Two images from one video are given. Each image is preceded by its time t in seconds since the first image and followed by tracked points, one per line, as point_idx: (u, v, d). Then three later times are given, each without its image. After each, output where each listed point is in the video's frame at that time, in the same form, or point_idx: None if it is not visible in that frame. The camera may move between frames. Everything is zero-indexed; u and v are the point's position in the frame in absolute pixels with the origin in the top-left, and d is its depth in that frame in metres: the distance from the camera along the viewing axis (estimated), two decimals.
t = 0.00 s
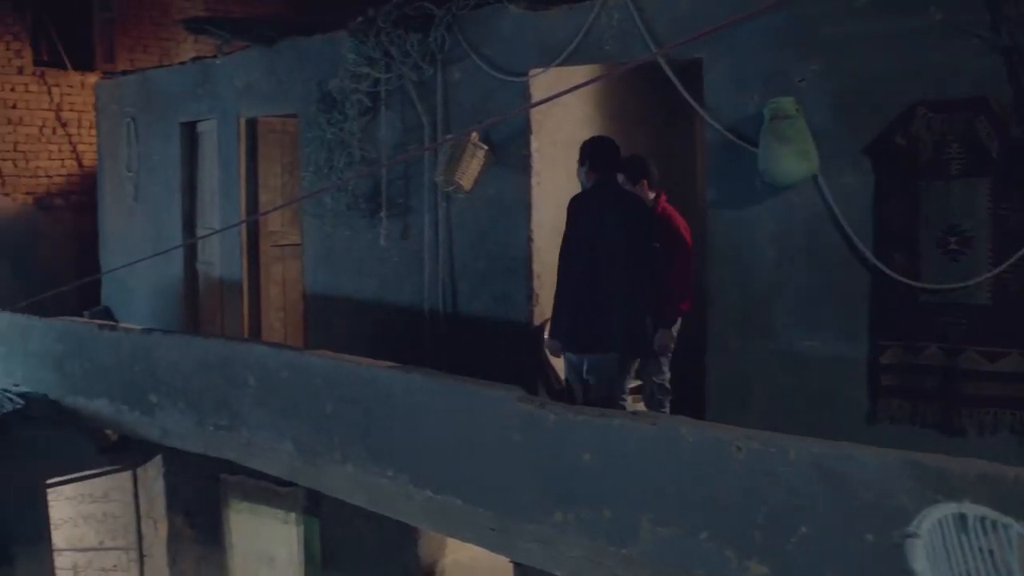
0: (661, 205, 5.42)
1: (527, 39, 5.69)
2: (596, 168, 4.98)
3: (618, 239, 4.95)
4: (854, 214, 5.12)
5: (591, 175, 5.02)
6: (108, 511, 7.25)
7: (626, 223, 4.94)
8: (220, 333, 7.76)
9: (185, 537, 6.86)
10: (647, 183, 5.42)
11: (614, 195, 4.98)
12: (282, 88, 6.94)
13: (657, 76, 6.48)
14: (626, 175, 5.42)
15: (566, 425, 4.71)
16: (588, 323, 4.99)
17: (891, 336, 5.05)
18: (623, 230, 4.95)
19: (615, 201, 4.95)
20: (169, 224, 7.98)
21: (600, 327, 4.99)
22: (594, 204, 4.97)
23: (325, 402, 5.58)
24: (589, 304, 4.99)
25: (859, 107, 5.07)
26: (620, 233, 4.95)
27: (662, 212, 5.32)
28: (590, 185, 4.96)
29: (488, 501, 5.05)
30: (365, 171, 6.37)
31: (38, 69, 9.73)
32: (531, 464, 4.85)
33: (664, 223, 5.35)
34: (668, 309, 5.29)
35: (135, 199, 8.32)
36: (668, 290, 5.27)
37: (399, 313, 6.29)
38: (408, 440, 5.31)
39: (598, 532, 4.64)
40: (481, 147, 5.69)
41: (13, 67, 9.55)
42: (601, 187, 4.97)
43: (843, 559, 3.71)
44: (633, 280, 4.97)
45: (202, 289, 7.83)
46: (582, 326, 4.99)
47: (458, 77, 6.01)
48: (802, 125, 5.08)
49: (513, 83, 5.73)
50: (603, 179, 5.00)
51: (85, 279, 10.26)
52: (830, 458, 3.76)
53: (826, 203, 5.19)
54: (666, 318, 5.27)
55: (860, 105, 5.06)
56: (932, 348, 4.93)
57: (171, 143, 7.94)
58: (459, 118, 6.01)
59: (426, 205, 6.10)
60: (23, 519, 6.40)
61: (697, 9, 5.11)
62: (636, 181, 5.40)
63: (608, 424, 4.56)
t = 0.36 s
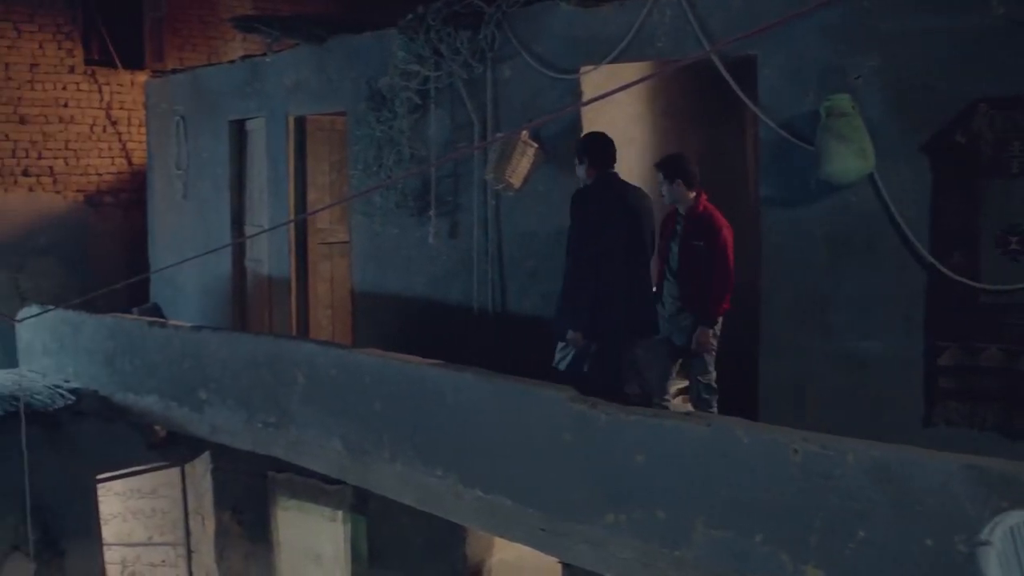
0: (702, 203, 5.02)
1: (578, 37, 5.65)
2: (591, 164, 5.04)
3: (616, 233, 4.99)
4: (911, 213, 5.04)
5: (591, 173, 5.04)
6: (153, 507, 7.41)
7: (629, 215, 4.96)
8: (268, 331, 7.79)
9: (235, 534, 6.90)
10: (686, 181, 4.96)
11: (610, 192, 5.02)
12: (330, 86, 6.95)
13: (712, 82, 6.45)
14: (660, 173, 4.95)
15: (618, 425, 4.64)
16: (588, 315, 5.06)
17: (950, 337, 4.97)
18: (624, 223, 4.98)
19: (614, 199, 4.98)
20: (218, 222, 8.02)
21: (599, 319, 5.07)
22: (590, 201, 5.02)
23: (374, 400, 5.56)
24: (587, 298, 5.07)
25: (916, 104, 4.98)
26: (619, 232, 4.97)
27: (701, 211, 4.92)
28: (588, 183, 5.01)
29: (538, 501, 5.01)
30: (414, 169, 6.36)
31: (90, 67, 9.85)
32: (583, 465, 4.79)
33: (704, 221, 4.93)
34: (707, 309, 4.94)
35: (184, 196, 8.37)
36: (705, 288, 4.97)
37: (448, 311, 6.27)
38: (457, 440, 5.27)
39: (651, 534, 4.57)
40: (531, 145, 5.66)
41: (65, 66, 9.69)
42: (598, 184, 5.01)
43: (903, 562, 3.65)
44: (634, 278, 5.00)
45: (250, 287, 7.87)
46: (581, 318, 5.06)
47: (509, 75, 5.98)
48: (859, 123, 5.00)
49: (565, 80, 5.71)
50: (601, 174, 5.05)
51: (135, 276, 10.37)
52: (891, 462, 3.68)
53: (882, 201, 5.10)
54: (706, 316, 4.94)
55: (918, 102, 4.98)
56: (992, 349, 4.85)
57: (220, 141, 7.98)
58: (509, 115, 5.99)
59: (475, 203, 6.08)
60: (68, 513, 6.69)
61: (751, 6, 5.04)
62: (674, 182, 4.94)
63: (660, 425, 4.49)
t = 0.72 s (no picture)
0: (729, 203, 4.95)
1: (627, 34, 5.61)
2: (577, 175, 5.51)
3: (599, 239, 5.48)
4: (966, 211, 4.95)
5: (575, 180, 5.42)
6: (198, 504, 7.51)
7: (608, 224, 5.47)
8: (313, 329, 7.81)
9: (280, 531, 7.01)
10: (712, 181, 4.90)
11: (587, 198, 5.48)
12: (376, 85, 6.95)
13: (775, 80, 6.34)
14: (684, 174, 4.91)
15: (667, 426, 4.55)
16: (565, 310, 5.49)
17: (1006, 338, 4.94)
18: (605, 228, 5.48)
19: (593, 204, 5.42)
20: (263, 221, 8.05)
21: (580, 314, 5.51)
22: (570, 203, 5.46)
23: (421, 400, 5.53)
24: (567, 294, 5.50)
25: (973, 101, 4.89)
26: (603, 233, 5.48)
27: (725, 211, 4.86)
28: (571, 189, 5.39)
29: (586, 502, 4.94)
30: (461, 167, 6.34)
31: (137, 66, 9.93)
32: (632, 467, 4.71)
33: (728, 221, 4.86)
34: (731, 310, 4.89)
35: (230, 194, 8.42)
36: (731, 289, 4.88)
37: (494, 310, 6.23)
38: (505, 440, 5.23)
39: (701, 535, 4.44)
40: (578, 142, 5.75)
41: (112, 65, 9.77)
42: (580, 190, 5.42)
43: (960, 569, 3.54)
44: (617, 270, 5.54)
45: (295, 285, 7.89)
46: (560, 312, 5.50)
47: (556, 72, 5.95)
48: (913, 121, 4.92)
49: (614, 78, 5.67)
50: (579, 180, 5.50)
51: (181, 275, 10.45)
52: (948, 467, 3.57)
53: (937, 199, 5.01)
54: (731, 318, 4.88)
55: (975, 99, 4.88)
56: None
57: (265, 139, 8.01)
58: (557, 113, 5.96)
59: (522, 203, 6.05)
60: (117, 508, 6.81)
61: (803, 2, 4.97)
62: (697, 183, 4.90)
63: (711, 427, 4.36)
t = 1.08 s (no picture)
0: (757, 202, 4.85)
1: (673, 32, 5.56)
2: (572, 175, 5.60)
3: (598, 237, 5.58)
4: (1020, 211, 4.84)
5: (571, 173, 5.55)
6: (241, 501, 7.18)
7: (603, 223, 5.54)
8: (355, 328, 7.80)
9: (320, 529, 7.01)
10: (739, 180, 4.86)
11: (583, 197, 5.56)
12: (418, 84, 6.95)
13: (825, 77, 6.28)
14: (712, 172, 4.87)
15: (713, 427, 4.47)
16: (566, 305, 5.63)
17: None
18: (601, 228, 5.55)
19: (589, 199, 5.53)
20: (305, 220, 8.06)
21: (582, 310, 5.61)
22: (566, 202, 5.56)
23: (464, 399, 5.51)
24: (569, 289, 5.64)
25: None
26: (601, 228, 5.57)
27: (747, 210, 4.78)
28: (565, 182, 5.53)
29: (631, 503, 4.88)
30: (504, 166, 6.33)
31: (179, 65, 9.97)
32: (677, 468, 4.64)
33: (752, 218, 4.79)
34: (750, 309, 4.82)
35: (272, 193, 8.44)
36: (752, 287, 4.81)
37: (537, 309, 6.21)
38: (549, 439, 5.18)
39: (746, 538, 4.36)
40: (624, 142, 5.79)
41: (155, 64, 9.82)
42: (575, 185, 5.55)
43: None
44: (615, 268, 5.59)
45: (337, 283, 7.90)
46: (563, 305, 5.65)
47: (601, 71, 5.92)
48: (967, 119, 4.82)
49: (659, 77, 5.63)
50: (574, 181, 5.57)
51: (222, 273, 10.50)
52: (1004, 472, 3.49)
53: (990, 199, 4.91)
54: (750, 317, 4.82)
55: None
56: None
57: (307, 138, 8.03)
58: (601, 112, 5.93)
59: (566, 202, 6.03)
60: (162, 506, 6.85)
61: None
62: (725, 182, 4.86)
63: (759, 429, 4.27)
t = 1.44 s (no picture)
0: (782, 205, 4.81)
1: (717, 31, 5.51)
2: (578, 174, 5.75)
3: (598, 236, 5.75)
4: None
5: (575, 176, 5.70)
6: (279, 500, 7.48)
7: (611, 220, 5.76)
8: (394, 326, 7.77)
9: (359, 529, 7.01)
10: (763, 182, 4.83)
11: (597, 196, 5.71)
12: (458, 83, 6.94)
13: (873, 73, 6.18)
14: (736, 171, 4.89)
15: (760, 431, 4.38)
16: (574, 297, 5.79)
17: None
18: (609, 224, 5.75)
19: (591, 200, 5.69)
20: (345, 219, 8.07)
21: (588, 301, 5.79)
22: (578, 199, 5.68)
23: (505, 400, 5.47)
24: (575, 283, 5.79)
25: None
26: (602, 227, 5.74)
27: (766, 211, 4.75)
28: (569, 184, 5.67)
29: (675, 506, 4.81)
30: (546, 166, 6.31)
31: (220, 65, 10.02)
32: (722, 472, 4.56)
33: (770, 218, 4.76)
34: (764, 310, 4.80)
35: (312, 192, 8.46)
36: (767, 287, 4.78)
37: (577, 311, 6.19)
38: (593, 440, 5.12)
39: (793, 542, 4.28)
40: (669, 142, 5.74)
41: (196, 64, 9.88)
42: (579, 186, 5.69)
43: None
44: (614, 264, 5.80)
45: (377, 282, 7.91)
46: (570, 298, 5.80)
47: (643, 70, 5.87)
48: (1020, 118, 4.73)
49: (703, 76, 5.58)
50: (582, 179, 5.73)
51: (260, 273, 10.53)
52: None
53: None
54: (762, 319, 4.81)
55: None
56: None
57: (347, 137, 8.04)
58: (644, 111, 5.88)
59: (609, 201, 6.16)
60: (202, 504, 6.87)
61: None
62: (749, 182, 4.85)
63: (808, 433, 4.18)
